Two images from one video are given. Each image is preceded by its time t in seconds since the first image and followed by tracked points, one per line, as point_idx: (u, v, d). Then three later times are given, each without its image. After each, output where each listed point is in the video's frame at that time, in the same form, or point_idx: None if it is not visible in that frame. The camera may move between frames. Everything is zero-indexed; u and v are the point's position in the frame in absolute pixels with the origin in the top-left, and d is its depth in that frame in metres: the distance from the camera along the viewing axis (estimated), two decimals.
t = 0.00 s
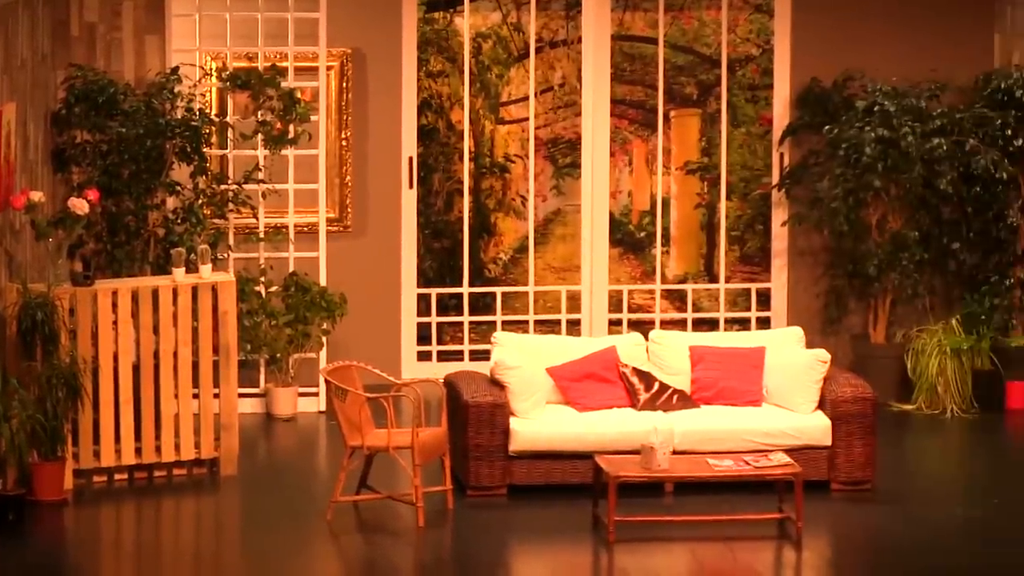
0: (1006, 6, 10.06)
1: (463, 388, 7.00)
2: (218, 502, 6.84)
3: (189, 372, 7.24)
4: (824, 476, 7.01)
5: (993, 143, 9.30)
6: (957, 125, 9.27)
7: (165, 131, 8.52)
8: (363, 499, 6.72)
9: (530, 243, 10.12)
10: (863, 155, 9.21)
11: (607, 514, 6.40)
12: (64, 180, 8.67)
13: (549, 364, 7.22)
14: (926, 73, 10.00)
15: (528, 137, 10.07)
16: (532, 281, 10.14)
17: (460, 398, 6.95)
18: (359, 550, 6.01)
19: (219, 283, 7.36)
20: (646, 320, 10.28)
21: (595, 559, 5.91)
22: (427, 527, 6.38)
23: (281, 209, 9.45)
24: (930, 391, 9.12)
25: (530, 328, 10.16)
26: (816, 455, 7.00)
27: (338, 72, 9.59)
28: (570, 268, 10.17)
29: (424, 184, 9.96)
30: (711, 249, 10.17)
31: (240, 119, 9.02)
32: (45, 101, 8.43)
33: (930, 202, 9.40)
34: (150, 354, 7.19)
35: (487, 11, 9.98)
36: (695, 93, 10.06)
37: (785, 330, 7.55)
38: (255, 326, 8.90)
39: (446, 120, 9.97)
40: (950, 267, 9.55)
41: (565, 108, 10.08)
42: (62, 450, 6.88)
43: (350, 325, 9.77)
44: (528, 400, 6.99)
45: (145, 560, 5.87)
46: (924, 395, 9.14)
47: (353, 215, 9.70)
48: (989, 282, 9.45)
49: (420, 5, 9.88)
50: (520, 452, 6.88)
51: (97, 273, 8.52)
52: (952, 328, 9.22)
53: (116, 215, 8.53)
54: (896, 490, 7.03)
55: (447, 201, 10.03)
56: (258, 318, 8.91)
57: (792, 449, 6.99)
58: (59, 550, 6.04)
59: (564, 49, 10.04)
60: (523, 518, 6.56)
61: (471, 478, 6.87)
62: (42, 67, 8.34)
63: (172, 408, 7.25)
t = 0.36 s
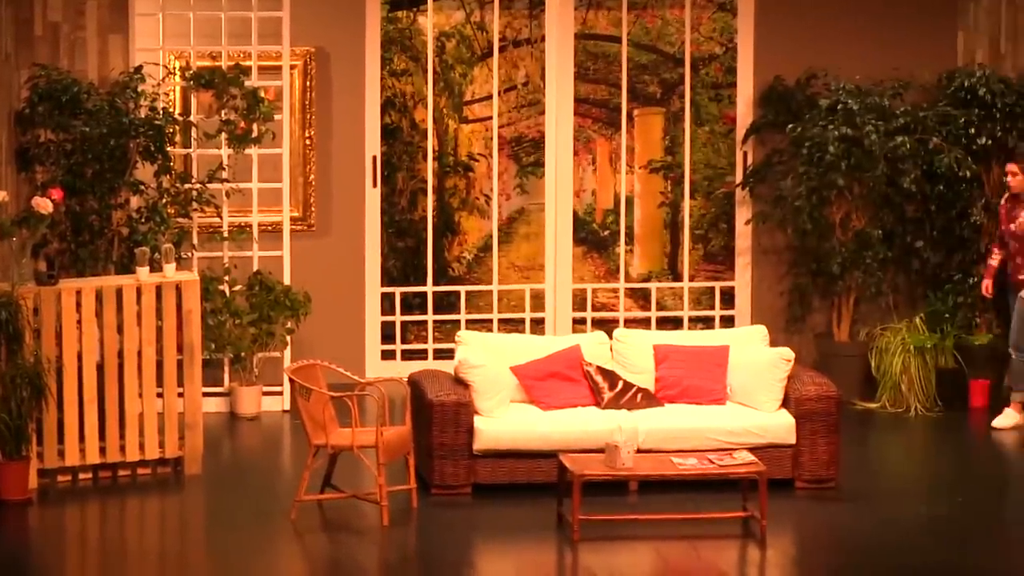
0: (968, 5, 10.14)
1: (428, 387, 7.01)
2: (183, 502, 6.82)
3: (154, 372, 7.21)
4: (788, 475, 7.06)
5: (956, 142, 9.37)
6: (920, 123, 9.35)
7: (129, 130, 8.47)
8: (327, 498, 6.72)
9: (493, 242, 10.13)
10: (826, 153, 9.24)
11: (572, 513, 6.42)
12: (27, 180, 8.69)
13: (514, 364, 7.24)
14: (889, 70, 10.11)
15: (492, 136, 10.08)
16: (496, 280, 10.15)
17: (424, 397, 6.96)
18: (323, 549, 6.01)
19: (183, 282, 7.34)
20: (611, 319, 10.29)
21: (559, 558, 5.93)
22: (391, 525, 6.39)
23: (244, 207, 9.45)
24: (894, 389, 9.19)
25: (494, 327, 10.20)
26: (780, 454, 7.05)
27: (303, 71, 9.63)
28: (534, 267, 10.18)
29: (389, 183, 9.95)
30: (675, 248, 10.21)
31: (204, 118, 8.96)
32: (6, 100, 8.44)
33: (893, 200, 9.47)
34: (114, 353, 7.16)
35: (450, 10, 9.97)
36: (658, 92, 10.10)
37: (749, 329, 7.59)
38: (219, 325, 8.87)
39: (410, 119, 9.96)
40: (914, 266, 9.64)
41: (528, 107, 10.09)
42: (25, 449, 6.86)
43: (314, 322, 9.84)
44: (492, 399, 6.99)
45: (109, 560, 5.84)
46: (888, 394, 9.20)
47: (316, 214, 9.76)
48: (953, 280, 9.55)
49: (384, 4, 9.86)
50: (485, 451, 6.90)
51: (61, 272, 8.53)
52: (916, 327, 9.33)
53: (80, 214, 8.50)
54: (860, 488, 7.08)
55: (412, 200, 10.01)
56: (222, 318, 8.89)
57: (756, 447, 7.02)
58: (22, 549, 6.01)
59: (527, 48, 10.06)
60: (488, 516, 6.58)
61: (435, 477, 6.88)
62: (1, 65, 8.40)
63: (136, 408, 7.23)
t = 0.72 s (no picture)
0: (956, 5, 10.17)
1: (417, 387, 7.02)
2: (172, 501, 6.81)
3: (142, 371, 7.20)
4: (777, 474, 7.07)
5: (944, 141, 9.37)
6: (909, 122, 9.38)
7: (118, 129, 8.46)
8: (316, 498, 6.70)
9: (482, 241, 10.13)
10: (815, 152, 9.24)
11: (561, 512, 6.42)
12: (16, 179, 8.65)
13: (503, 363, 7.22)
14: (879, 69, 10.12)
15: (481, 135, 10.08)
16: (485, 279, 10.15)
17: (413, 396, 6.96)
18: (313, 548, 6.01)
19: (172, 281, 7.33)
20: (600, 318, 10.29)
21: (549, 557, 5.92)
22: (381, 524, 6.38)
23: (234, 207, 9.42)
24: (883, 388, 9.22)
25: (483, 326, 10.19)
26: (769, 453, 7.06)
27: (292, 70, 9.60)
28: (523, 266, 10.17)
29: (378, 182, 9.94)
30: (664, 246, 10.22)
31: (193, 117, 8.99)
32: None
33: (882, 199, 9.47)
34: (102, 353, 7.14)
35: (439, 9, 9.97)
36: (647, 91, 10.12)
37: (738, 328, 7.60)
38: (208, 324, 8.87)
39: (399, 118, 9.96)
40: (903, 264, 9.65)
41: (518, 105, 10.09)
42: (14, 449, 6.83)
43: (305, 322, 9.84)
44: (481, 399, 7.01)
45: (98, 560, 5.83)
46: (878, 392, 9.24)
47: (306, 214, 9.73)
48: (942, 278, 9.51)
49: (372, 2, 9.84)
50: (474, 450, 6.91)
51: (50, 272, 8.49)
52: (905, 326, 9.35)
53: (69, 214, 8.51)
54: (849, 486, 7.11)
55: (401, 199, 10.01)
56: (211, 317, 8.89)
57: (746, 446, 7.03)
58: (12, 550, 5.99)
59: (516, 47, 10.05)
60: (478, 515, 6.58)
61: (425, 476, 6.88)
62: None
63: (125, 407, 7.21)
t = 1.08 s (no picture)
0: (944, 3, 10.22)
1: (405, 386, 7.01)
2: (161, 501, 6.81)
3: (131, 370, 7.19)
4: (766, 472, 7.08)
5: (932, 139, 9.38)
6: (897, 121, 9.39)
7: (106, 128, 8.44)
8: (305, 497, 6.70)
9: (470, 240, 10.12)
10: (803, 151, 9.26)
11: (550, 511, 6.42)
12: (4, 179, 8.58)
13: (492, 361, 7.26)
14: (866, 68, 10.17)
15: (469, 134, 10.08)
16: (474, 278, 10.15)
17: (402, 394, 6.97)
18: (302, 548, 6.00)
19: (161, 280, 7.32)
20: (588, 317, 10.29)
21: (538, 556, 5.92)
22: (369, 524, 6.38)
23: (222, 206, 9.45)
24: (871, 386, 9.23)
25: (471, 325, 10.19)
26: (757, 452, 7.07)
27: (279, 69, 9.61)
28: (512, 266, 10.16)
29: (366, 181, 9.96)
30: (652, 245, 10.24)
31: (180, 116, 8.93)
32: None
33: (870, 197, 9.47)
34: (91, 352, 7.13)
35: (427, 8, 9.96)
36: (635, 90, 10.13)
37: (726, 326, 7.61)
38: (196, 324, 8.86)
39: (387, 117, 9.96)
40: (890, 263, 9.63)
41: (506, 104, 10.08)
42: (2, 449, 6.82)
43: (293, 320, 9.85)
44: (470, 397, 6.99)
45: (87, 560, 5.82)
46: (865, 391, 9.26)
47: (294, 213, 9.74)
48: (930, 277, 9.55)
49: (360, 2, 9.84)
50: (463, 449, 6.91)
51: (39, 271, 8.50)
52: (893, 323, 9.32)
53: (57, 213, 8.49)
54: (836, 486, 7.11)
55: (389, 198, 10.01)
56: (200, 316, 8.89)
57: (734, 445, 7.04)
58: None
59: (504, 46, 10.06)
60: (466, 514, 6.59)
61: (414, 475, 6.88)
62: None
63: (113, 407, 7.20)
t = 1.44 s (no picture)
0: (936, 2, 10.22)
1: (399, 383, 7.03)
2: (154, 500, 6.80)
3: (123, 370, 7.18)
4: (759, 471, 7.09)
5: (925, 138, 9.36)
6: (889, 119, 9.38)
7: (99, 128, 8.41)
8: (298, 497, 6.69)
9: (464, 239, 10.13)
10: (797, 150, 9.26)
11: (543, 510, 6.41)
12: None
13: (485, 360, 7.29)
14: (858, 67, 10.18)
15: (462, 133, 10.08)
16: (467, 276, 10.15)
17: (395, 393, 6.98)
18: (295, 547, 5.99)
19: (154, 280, 7.31)
20: (581, 316, 10.31)
21: (531, 556, 5.92)
22: (363, 523, 6.38)
23: (214, 205, 9.48)
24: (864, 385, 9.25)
25: (464, 323, 10.21)
26: (750, 450, 7.08)
27: (273, 68, 9.59)
28: (504, 265, 10.18)
29: (359, 180, 9.94)
30: (645, 244, 10.25)
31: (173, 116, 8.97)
32: None
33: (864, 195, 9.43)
34: (84, 351, 7.12)
35: (420, 7, 9.96)
36: (628, 89, 10.14)
37: (719, 325, 7.63)
38: (189, 322, 8.82)
39: (379, 116, 9.96)
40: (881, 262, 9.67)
41: (498, 103, 10.08)
42: None
43: (287, 318, 9.78)
44: (463, 395, 7.00)
45: (79, 560, 5.80)
46: (858, 389, 9.28)
47: (287, 212, 9.70)
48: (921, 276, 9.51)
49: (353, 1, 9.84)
50: (457, 448, 6.90)
51: (32, 271, 8.59)
52: (885, 323, 9.29)
53: (50, 212, 8.46)
54: (829, 485, 7.11)
55: (382, 197, 10.00)
56: (193, 315, 8.86)
57: (727, 443, 7.05)
58: None
59: (497, 45, 10.05)
60: (460, 513, 6.59)
61: (407, 475, 6.88)
62: None
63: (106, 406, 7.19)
